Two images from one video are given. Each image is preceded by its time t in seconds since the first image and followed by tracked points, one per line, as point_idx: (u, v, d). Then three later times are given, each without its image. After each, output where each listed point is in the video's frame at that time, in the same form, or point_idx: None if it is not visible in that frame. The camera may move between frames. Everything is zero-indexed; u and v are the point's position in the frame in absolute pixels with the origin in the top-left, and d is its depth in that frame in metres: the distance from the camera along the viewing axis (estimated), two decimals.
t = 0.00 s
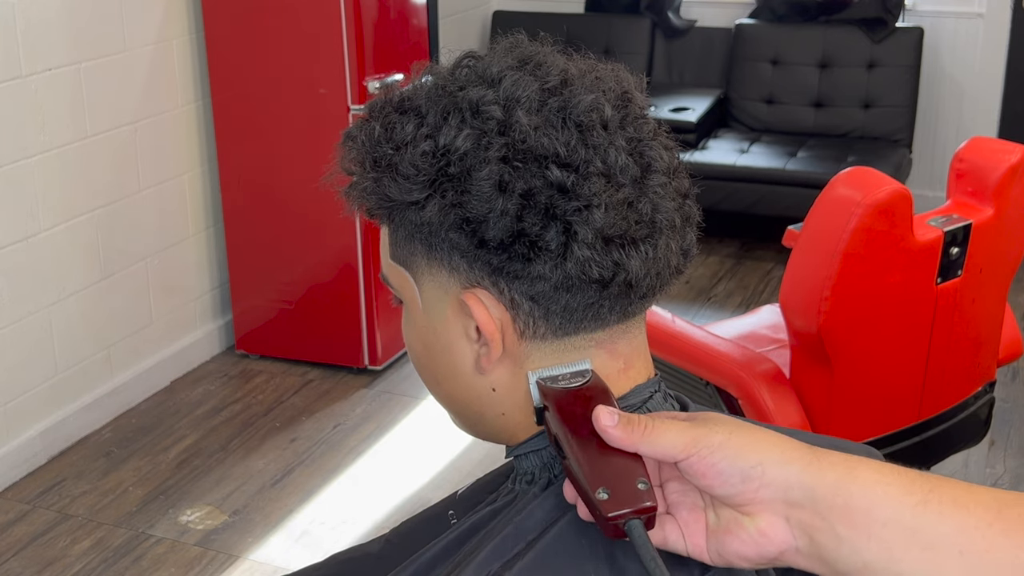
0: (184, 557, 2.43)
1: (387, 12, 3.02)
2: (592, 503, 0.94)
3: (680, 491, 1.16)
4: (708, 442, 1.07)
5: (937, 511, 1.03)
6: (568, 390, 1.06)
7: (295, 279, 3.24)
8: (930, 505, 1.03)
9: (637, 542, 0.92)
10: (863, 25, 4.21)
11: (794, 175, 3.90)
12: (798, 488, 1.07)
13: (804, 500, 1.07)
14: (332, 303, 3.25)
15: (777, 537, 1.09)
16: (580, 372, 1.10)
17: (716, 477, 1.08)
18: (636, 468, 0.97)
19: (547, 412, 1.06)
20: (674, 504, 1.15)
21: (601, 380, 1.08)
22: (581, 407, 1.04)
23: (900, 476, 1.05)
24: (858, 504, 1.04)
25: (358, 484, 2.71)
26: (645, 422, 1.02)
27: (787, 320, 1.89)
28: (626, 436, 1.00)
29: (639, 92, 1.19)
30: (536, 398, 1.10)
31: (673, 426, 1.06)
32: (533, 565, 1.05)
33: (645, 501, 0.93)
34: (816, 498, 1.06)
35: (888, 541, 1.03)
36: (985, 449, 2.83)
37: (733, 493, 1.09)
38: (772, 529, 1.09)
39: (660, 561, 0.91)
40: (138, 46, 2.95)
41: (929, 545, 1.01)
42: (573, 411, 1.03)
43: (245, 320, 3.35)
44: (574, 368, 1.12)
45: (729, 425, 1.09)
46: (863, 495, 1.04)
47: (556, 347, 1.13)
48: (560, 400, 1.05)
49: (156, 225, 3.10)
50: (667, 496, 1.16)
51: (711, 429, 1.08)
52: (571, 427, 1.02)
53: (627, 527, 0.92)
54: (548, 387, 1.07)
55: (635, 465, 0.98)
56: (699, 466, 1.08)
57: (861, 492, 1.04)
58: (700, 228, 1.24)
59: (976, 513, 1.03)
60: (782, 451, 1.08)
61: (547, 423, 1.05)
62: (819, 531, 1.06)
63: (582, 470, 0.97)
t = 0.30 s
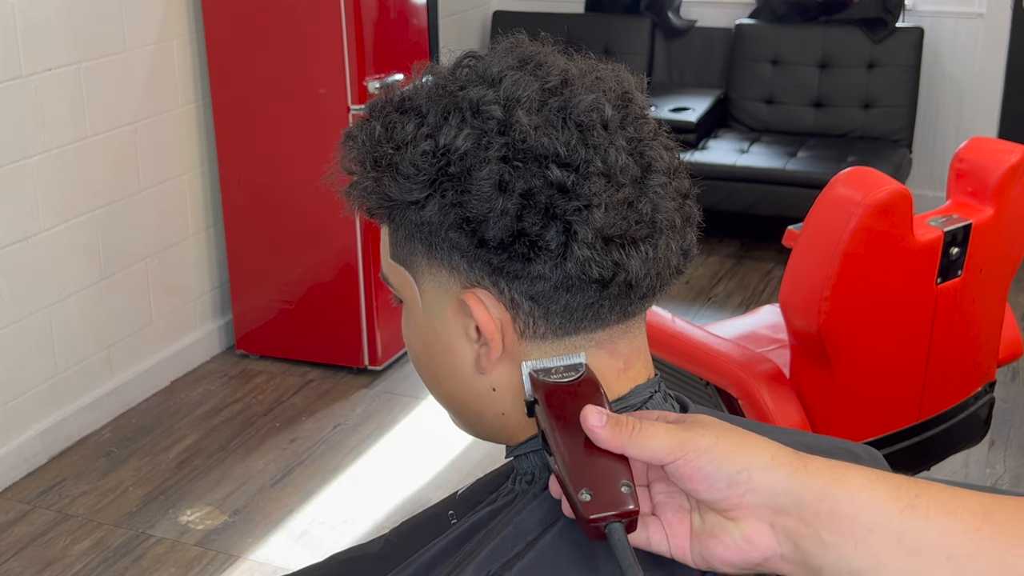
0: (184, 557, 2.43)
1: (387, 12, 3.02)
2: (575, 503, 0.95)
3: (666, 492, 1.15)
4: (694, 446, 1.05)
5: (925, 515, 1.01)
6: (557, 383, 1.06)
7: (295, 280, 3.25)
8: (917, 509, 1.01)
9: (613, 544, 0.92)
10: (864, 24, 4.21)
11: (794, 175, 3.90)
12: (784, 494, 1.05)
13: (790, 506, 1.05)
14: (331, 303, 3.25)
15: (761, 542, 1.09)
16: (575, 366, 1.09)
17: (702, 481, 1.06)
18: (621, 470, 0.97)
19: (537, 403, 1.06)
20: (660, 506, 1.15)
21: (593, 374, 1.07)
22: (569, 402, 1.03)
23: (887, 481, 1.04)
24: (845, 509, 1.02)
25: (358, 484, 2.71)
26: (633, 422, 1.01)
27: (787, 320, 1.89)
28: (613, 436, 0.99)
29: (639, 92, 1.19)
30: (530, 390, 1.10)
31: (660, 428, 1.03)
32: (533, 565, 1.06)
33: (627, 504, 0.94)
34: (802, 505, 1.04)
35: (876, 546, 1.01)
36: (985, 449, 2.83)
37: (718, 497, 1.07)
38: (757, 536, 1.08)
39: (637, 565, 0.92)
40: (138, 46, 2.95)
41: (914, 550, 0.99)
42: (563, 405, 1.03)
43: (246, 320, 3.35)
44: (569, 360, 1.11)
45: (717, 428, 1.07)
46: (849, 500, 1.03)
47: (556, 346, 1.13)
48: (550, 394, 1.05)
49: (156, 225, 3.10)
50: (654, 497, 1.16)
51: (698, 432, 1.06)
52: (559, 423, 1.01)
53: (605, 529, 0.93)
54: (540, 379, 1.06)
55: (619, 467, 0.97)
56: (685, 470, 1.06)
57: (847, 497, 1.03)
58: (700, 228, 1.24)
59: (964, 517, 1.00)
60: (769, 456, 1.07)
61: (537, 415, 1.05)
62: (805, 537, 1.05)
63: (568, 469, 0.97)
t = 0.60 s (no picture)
0: (184, 557, 2.43)
1: (387, 12, 3.03)
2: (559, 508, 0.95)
3: (656, 495, 1.14)
4: (684, 452, 1.04)
5: (913, 522, 1.01)
6: (553, 383, 1.04)
7: (295, 280, 3.25)
8: (906, 516, 1.01)
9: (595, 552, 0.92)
10: (864, 24, 4.21)
11: (794, 175, 3.90)
12: (772, 500, 1.05)
13: (778, 513, 1.05)
14: (331, 303, 3.25)
15: (749, 549, 1.09)
16: (571, 364, 1.08)
17: (691, 487, 1.06)
18: (608, 476, 0.96)
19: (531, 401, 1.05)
20: (648, 509, 1.14)
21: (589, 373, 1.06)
22: (562, 402, 1.02)
23: (875, 487, 1.04)
24: (834, 516, 1.02)
25: (358, 484, 2.71)
26: (622, 429, 1.00)
27: (787, 320, 1.88)
28: (603, 442, 0.98)
29: (639, 92, 1.19)
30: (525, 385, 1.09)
31: (650, 433, 1.03)
32: (532, 565, 1.06)
33: (612, 512, 0.93)
34: (791, 511, 1.04)
35: (867, 553, 1.01)
36: (985, 449, 2.83)
37: (707, 504, 1.07)
38: (746, 542, 1.09)
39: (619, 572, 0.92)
40: (138, 46, 2.95)
41: (906, 556, 1.00)
42: (555, 406, 1.02)
43: (246, 320, 3.35)
44: (565, 359, 1.10)
45: (706, 434, 1.07)
46: (839, 508, 1.03)
47: (556, 346, 1.13)
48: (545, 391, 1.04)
49: (156, 225, 3.10)
50: (642, 499, 1.15)
51: (689, 438, 1.05)
52: (550, 424, 1.01)
53: (590, 536, 0.93)
54: (535, 376, 1.05)
55: (607, 473, 0.97)
56: (675, 477, 1.05)
57: (836, 504, 1.03)
58: (699, 228, 1.24)
59: (953, 522, 1.01)
60: (758, 462, 1.06)
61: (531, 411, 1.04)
62: (794, 544, 1.05)
63: (555, 472, 0.97)
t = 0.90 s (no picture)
0: (184, 557, 2.43)
1: (387, 12, 3.02)
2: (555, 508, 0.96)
3: (652, 500, 1.15)
4: (681, 454, 1.05)
5: (910, 525, 0.99)
6: (550, 380, 1.05)
7: (295, 280, 3.25)
8: (902, 519, 0.99)
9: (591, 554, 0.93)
10: (864, 25, 4.21)
11: (794, 175, 3.90)
12: (769, 504, 1.04)
13: (774, 517, 1.04)
14: (331, 304, 3.25)
15: (746, 554, 1.08)
16: (569, 363, 1.08)
17: (687, 489, 1.06)
18: (604, 476, 0.97)
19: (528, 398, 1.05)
20: (643, 512, 1.15)
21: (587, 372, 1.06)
22: (559, 400, 1.03)
23: (873, 490, 1.02)
24: (831, 519, 1.01)
25: (358, 484, 2.71)
26: (620, 429, 1.01)
27: (787, 320, 1.88)
28: (600, 441, 0.98)
29: (639, 92, 1.19)
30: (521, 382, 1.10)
31: (647, 435, 1.04)
32: (532, 565, 1.06)
33: (608, 513, 0.94)
34: (787, 515, 1.03)
35: (862, 556, 0.99)
36: (985, 449, 2.83)
37: (704, 507, 1.07)
38: (742, 546, 1.08)
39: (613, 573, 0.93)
40: (138, 46, 2.95)
41: (902, 560, 0.97)
42: (552, 402, 1.03)
43: (246, 320, 3.35)
44: (563, 355, 1.11)
45: (705, 438, 1.07)
46: (835, 511, 1.01)
47: (557, 346, 1.13)
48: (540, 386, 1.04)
49: (156, 225, 3.10)
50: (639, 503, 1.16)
51: (686, 441, 1.06)
52: (547, 420, 1.01)
53: (585, 536, 0.94)
54: (532, 373, 1.06)
55: (603, 472, 0.97)
56: (671, 478, 1.06)
57: (832, 507, 1.01)
58: (700, 229, 1.24)
59: (950, 525, 0.98)
60: (756, 467, 1.06)
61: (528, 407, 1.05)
62: (791, 548, 1.04)
63: (552, 470, 0.98)
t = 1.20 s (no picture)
0: (184, 557, 2.43)
1: (387, 12, 3.02)
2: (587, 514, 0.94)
3: (677, 500, 1.14)
4: (706, 452, 1.05)
5: (936, 523, 1.00)
6: (566, 387, 1.05)
7: (295, 280, 3.25)
8: (928, 517, 1.00)
9: (627, 556, 0.92)
10: (864, 24, 4.21)
11: (794, 175, 3.90)
12: (794, 501, 1.04)
13: (801, 513, 1.03)
14: (331, 304, 3.25)
15: (772, 550, 1.07)
16: (582, 368, 1.08)
17: (714, 487, 1.05)
18: (632, 477, 0.97)
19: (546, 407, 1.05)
20: (670, 513, 1.13)
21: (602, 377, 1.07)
22: (578, 406, 1.03)
23: (897, 486, 1.02)
24: (856, 516, 1.01)
25: (359, 484, 2.71)
26: (643, 427, 1.01)
27: (787, 320, 1.88)
28: (624, 442, 0.99)
29: (638, 92, 1.19)
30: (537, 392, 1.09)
31: (671, 433, 1.04)
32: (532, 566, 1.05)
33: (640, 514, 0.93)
34: (814, 511, 1.02)
35: (889, 553, 1.00)
36: (985, 449, 2.83)
37: (730, 504, 1.06)
38: (768, 542, 1.07)
39: None
40: (138, 46, 2.95)
41: (928, 557, 0.98)
42: (571, 411, 1.03)
43: (246, 320, 3.35)
44: (576, 361, 1.11)
45: (728, 434, 1.06)
46: (861, 508, 1.01)
47: (557, 346, 1.13)
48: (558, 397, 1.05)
49: (156, 225, 3.10)
50: (664, 504, 1.15)
51: (710, 438, 1.05)
52: (568, 430, 1.01)
53: (619, 540, 0.93)
54: (547, 381, 1.06)
55: (630, 473, 0.97)
56: (697, 477, 1.05)
57: (858, 504, 1.01)
58: (699, 229, 1.24)
59: (974, 522, 1.00)
60: (781, 462, 1.05)
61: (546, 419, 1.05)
62: (817, 543, 1.03)
63: (579, 477, 0.97)
